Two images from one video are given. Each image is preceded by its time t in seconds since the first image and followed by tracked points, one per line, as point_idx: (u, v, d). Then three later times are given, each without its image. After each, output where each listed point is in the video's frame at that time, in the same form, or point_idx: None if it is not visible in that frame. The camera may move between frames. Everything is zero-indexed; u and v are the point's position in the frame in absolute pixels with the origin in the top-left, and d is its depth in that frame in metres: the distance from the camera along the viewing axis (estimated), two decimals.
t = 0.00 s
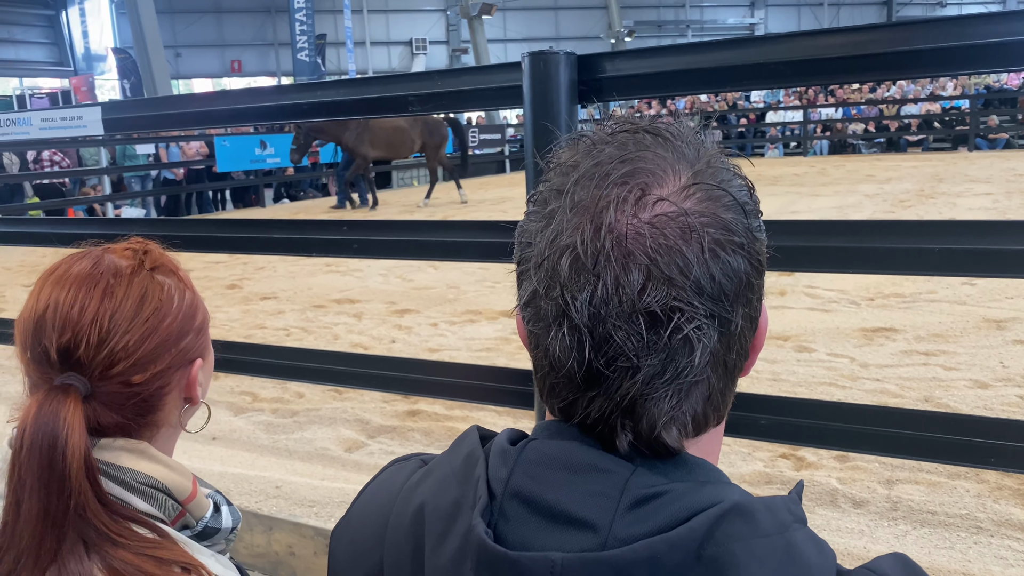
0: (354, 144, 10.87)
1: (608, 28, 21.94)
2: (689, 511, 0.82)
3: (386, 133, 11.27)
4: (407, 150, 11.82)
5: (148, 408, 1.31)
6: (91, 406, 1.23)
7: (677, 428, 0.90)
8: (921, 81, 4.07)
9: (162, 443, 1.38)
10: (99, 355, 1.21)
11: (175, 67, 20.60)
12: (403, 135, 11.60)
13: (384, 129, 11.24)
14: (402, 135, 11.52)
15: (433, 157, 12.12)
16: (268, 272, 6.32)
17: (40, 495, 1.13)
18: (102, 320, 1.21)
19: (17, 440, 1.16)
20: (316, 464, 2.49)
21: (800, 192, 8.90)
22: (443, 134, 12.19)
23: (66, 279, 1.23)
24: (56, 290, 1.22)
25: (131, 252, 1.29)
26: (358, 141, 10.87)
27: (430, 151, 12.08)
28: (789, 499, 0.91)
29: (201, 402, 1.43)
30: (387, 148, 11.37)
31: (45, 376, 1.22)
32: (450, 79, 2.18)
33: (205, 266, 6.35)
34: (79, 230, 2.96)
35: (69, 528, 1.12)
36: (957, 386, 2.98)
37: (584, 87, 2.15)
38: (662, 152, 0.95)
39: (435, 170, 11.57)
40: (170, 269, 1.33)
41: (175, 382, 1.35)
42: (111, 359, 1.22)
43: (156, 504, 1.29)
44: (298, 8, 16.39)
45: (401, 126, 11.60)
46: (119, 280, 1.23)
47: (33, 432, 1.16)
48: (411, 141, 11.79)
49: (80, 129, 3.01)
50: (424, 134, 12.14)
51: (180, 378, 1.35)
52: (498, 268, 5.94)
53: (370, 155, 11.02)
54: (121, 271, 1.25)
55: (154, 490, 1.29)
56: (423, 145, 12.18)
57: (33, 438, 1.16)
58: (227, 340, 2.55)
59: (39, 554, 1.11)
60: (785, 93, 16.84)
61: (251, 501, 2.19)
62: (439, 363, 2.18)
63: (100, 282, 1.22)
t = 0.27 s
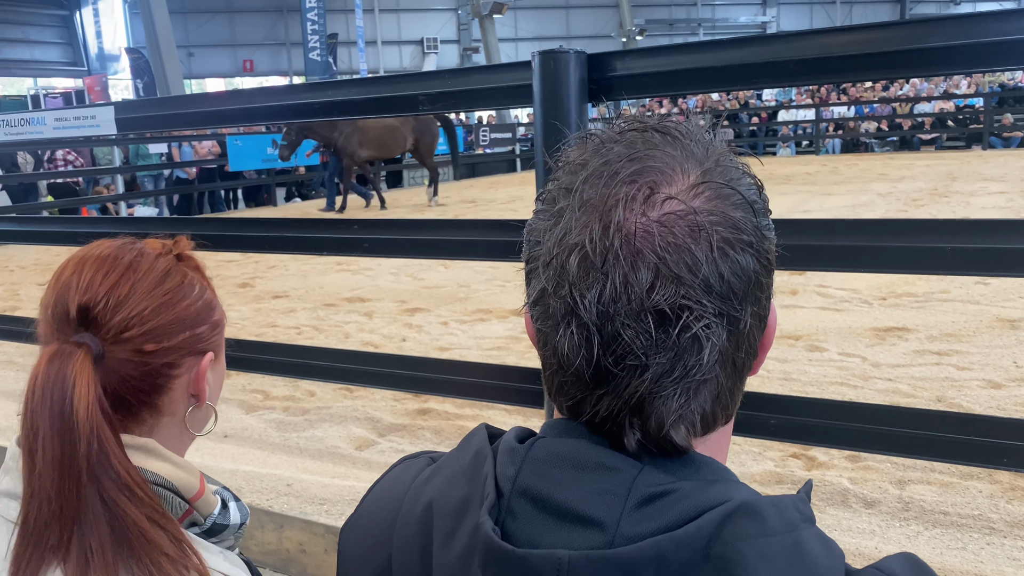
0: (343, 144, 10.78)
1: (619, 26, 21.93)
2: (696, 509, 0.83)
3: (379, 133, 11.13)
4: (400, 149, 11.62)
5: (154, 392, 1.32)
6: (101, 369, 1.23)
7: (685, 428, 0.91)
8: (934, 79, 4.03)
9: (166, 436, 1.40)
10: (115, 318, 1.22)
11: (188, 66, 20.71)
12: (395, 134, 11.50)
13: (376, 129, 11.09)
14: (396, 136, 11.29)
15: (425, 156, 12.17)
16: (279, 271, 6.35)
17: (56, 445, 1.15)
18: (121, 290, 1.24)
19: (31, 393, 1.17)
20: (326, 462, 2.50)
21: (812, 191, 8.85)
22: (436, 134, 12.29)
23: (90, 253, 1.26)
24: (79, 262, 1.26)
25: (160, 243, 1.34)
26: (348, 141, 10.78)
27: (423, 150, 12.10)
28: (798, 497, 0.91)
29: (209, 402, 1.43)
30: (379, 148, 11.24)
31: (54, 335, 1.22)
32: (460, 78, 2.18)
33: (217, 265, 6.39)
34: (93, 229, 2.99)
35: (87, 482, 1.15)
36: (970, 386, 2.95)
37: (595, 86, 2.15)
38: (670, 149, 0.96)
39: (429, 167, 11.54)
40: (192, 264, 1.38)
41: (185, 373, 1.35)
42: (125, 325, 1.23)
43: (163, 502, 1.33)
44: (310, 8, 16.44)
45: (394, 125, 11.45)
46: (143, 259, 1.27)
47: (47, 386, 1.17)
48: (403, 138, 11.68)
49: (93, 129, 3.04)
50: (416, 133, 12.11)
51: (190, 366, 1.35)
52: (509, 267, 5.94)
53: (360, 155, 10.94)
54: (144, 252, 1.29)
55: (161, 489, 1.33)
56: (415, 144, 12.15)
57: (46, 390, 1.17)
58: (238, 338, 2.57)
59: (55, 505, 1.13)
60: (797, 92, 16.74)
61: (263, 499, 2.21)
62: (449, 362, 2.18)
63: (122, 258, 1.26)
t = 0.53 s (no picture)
0: (333, 144, 10.68)
1: (629, 26, 21.92)
2: (707, 509, 0.83)
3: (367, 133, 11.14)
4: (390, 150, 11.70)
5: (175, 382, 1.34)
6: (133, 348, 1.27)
7: (695, 427, 0.91)
8: (946, 79, 4.02)
9: (181, 433, 1.41)
10: (150, 300, 1.27)
11: (198, 67, 20.85)
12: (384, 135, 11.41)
13: (365, 129, 11.08)
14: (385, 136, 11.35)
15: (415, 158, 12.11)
16: (289, 270, 6.38)
17: (92, 410, 1.20)
18: (155, 278, 1.30)
19: (69, 362, 1.23)
20: (336, 461, 2.51)
21: (822, 191, 8.82)
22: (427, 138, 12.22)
23: (128, 248, 1.34)
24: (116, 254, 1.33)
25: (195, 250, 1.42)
26: (339, 141, 10.69)
27: (413, 153, 12.00)
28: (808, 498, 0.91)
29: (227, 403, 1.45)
30: (368, 148, 11.25)
31: (90, 311, 1.27)
32: (470, 79, 2.19)
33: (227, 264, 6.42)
34: (105, 228, 3.01)
35: (118, 446, 1.20)
36: (981, 387, 2.94)
37: (604, 86, 2.15)
38: (682, 149, 0.96)
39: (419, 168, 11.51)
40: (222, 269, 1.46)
41: (207, 369, 1.38)
42: (158, 308, 1.28)
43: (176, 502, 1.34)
44: (320, 8, 16.49)
45: (383, 126, 11.42)
46: (176, 258, 1.35)
47: (84, 356, 1.22)
48: (390, 139, 11.59)
49: (105, 129, 3.06)
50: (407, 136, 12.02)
51: (214, 360, 1.38)
52: (517, 267, 5.95)
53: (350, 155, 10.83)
54: (178, 253, 1.37)
55: (174, 488, 1.34)
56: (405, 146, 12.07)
57: (85, 359, 1.22)
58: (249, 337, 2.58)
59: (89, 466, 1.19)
60: (807, 92, 16.68)
61: (273, 497, 2.22)
62: (458, 362, 2.19)
63: (156, 255, 1.34)
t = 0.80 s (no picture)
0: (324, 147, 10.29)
1: (637, 27, 21.91)
2: (714, 507, 0.83)
3: (353, 135, 10.93)
4: (374, 151, 11.54)
5: (185, 377, 1.34)
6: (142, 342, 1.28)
7: (705, 426, 0.91)
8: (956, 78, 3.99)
9: (190, 428, 1.41)
10: (158, 296, 1.28)
11: (208, 67, 20.95)
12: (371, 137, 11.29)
13: (352, 131, 10.85)
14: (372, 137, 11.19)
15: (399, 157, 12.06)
16: (297, 270, 6.39)
17: (101, 408, 1.21)
18: (163, 276, 1.31)
19: (79, 359, 1.23)
20: (344, 460, 2.52)
21: (831, 191, 8.79)
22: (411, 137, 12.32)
23: (135, 247, 1.35)
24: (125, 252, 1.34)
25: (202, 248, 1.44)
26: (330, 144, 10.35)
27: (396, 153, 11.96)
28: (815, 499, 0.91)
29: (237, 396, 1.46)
30: (354, 150, 11.03)
31: (99, 307, 1.28)
32: (478, 78, 2.19)
33: (236, 263, 6.44)
34: (114, 227, 3.02)
35: (130, 440, 1.21)
36: (991, 389, 2.92)
37: (612, 86, 2.15)
38: (691, 146, 0.96)
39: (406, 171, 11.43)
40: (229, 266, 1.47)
41: (216, 364, 1.39)
42: (166, 305, 1.29)
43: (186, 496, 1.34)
44: (328, 8, 16.50)
45: (368, 127, 11.24)
46: (183, 255, 1.37)
47: (93, 352, 1.23)
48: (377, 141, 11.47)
49: (115, 128, 3.07)
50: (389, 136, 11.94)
51: (222, 355, 1.39)
52: (525, 267, 5.95)
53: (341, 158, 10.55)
54: (186, 251, 1.38)
55: (185, 484, 1.34)
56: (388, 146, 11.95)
57: (93, 356, 1.23)
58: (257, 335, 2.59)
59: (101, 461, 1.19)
60: (816, 92, 16.62)
61: (280, 497, 2.22)
62: (466, 361, 2.19)
63: (164, 252, 1.35)
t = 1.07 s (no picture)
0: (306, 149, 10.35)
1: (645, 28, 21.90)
2: (725, 508, 0.83)
3: (339, 138, 10.85)
4: (361, 153, 11.37)
5: (192, 382, 1.35)
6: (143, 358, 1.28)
7: (717, 427, 0.91)
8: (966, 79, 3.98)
9: (201, 430, 1.42)
10: (158, 308, 1.26)
11: (216, 68, 21.04)
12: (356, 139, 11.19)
13: (336, 133, 10.79)
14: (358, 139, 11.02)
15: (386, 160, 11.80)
16: (305, 270, 6.41)
17: (102, 430, 1.20)
18: (162, 284, 1.28)
19: (79, 378, 1.22)
20: (351, 460, 2.52)
21: (839, 192, 8.77)
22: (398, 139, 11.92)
23: (132, 251, 1.32)
24: (123, 258, 1.31)
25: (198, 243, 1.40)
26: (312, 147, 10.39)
27: (383, 156, 11.71)
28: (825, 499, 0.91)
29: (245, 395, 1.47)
30: (339, 153, 10.96)
31: (99, 322, 1.26)
32: (486, 79, 2.19)
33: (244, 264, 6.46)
34: (123, 227, 3.03)
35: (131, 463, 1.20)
36: (1000, 391, 2.90)
37: (620, 87, 2.15)
38: (700, 146, 0.96)
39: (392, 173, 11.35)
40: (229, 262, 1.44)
41: (222, 366, 1.39)
42: (167, 317, 1.28)
43: (194, 495, 1.35)
44: (336, 9, 16.55)
45: (354, 128, 11.12)
46: (181, 256, 1.33)
47: (93, 372, 1.22)
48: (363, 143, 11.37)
49: (124, 129, 3.08)
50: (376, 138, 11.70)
51: (227, 358, 1.39)
52: (532, 268, 5.95)
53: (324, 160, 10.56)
54: (184, 250, 1.35)
55: (193, 483, 1.34)
56: (375, 148, 11.73)
57: (93, 376, 1.22)
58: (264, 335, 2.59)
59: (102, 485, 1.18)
60: (824, 93, 16.58)
61: (288, 496, 2.22)
62: (473, 362, 2.19)
63: (162, 255, 1.32)
